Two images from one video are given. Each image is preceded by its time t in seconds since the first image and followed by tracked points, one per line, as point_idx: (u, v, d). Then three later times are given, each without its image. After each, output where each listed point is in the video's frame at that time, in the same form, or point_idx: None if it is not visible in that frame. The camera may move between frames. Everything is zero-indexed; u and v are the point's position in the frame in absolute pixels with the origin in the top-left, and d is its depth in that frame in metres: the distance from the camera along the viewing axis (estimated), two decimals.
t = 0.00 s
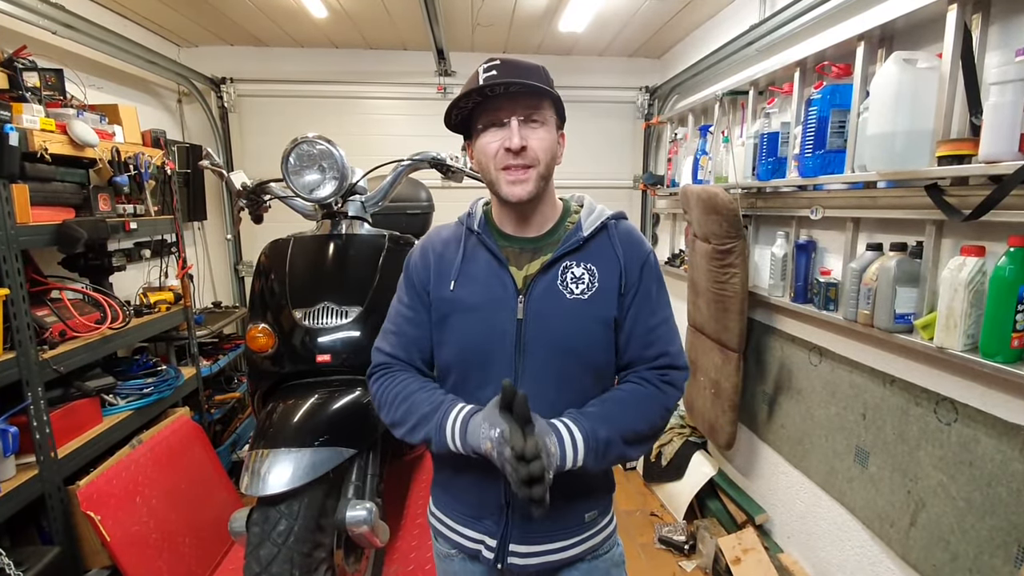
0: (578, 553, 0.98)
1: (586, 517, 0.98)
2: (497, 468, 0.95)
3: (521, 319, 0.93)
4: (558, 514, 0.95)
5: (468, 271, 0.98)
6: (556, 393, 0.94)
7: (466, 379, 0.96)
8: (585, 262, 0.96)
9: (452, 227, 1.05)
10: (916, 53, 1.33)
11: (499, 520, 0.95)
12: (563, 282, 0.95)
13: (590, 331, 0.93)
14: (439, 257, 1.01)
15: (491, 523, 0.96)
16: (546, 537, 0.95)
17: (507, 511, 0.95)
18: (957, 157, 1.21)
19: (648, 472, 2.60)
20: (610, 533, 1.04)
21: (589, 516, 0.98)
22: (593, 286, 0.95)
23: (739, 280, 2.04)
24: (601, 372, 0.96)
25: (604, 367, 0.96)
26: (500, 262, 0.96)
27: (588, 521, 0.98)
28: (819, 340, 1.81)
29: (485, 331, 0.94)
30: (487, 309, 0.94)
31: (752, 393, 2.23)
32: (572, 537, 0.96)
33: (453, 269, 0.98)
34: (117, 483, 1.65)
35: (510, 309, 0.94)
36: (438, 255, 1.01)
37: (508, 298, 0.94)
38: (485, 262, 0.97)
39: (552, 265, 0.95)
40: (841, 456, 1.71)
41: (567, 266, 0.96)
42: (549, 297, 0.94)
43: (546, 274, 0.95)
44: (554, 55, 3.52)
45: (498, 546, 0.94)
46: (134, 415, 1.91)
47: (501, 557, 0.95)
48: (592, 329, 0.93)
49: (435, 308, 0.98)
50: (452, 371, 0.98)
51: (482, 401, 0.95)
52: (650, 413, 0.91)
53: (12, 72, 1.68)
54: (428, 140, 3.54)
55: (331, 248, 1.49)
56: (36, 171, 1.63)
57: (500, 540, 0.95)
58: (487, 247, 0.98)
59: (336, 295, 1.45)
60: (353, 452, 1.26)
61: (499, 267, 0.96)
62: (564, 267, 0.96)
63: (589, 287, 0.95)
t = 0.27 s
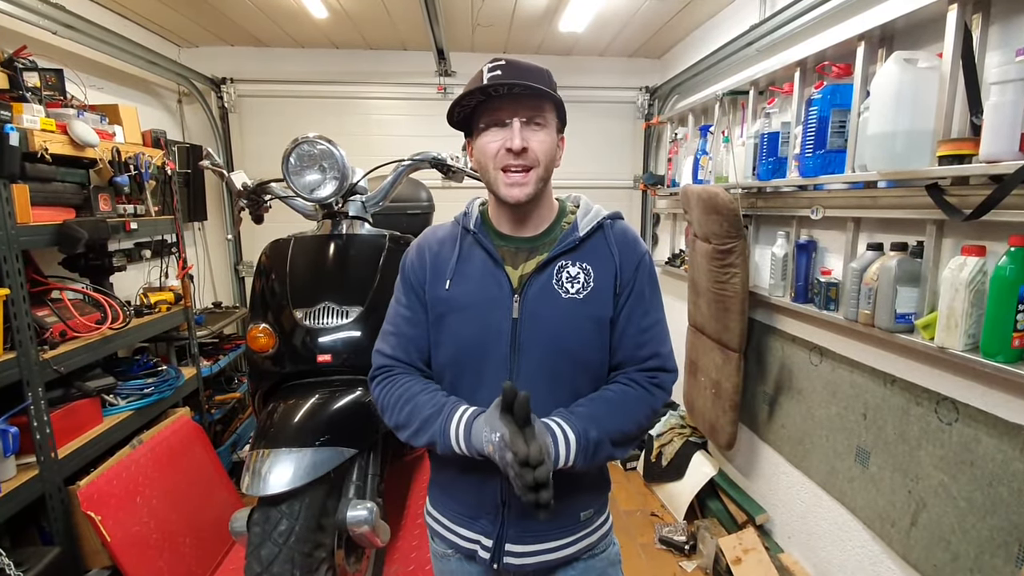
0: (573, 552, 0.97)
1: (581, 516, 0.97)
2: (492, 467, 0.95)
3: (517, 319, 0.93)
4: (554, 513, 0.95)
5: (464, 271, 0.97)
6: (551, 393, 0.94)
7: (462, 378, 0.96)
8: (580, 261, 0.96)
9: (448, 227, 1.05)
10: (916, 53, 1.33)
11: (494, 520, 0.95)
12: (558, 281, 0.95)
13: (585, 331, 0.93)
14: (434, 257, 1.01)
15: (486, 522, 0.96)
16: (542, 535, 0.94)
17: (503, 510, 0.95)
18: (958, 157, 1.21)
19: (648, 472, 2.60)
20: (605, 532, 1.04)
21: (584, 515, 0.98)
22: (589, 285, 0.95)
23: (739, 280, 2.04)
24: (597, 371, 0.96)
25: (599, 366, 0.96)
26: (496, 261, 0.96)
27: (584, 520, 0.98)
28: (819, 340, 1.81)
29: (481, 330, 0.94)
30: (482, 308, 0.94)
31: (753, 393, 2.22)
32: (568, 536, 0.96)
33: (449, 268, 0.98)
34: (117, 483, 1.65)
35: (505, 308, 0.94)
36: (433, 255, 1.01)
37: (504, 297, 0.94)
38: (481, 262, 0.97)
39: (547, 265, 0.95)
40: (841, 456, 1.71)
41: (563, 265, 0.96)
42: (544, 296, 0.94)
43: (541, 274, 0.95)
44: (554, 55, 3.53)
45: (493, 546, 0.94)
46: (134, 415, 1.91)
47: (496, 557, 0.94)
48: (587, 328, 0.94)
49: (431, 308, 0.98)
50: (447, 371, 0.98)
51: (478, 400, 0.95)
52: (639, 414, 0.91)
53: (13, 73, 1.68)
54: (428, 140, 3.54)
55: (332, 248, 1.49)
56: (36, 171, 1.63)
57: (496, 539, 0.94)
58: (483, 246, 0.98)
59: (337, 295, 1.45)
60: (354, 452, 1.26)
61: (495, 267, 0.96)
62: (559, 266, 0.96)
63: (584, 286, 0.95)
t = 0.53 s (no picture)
0: (577, 549, 0.98)
1: (584, 514, 0.98)
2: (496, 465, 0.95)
3: (521, 315, 0.93)
4: (557, 512, 0.95)
5: (465, 269, 0.97)
6: (554, 390, 0.94)
7: (464, 376, 0.96)
8: (581, 259, 0.97)
9: (444, 227, 1.04)
10: (917, 53, 1.33)
11: (499, 520, 0.95)
12: (560, 278, 0.95)
13: (587, 327, 0.94)
14: (433, 256, 1.00)
15: (490, 523, 0.95)
16: (547, 534, 0.95)
17: (507, 509, 0.95)
18: (959, 157, 1.21)
19: (649, 472, 2.60)
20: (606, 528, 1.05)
21: (587, 512, 0.98)
22: (589, 282, 0.96)
23: (740, 280, 2.04)
24: (597, 367, 0.97)
25: (599, 362, 0.97)
26: (497, 258, 0.97)
27: (587, 517, 0.98)
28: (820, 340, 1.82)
29: (484, 326, 0.93)
30: (485, 305, 0.94)
31: (753, 392, 2.22)
32: (572, 534, 0.97)
33: (449, 266, 0.97)
34: (119, 483, 1.65)
35: (509, 305, 0.94)
36: (432, 254, 1.00)
37: (507, 295, 0.94)
38: (482, 259, 0.97)
39: (549, 262, 0.95)
40: (842, 456, 1.71)
41: (564, 262, 0.96)
42: (547, 293, 0.94)
43: (543, 271, 0.95)
44: (555, 55, 3.53)
45: (499, 546, 0.94)
46: (135, 415, 1.91)
47: (503, 557, 0.95)
48: (589, 324, 0.94)
49: (431, 307, 0.97)
50: (448, 370, 0.97)
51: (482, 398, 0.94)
52: (640, 405, 0.93)
53: (14, 72, 1.68)
54: (429, 141, 3.54)
55: (333, 248, 1.49)
56: (37, 170, 1.63)
57: (501, 539, 0.94)
58: (483, 245, 0.98)
59: (337, 295, 1.45)
60: (354, 451, 1.26)
61: (497, 264, 0.96)
62: (561, 264, 0.96)
63: (585, 283, 0.95)
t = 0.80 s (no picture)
0: (579, 548, 0.99)
1: (586, 514, 0.99)
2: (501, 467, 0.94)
3: (526, 316, 0.93)
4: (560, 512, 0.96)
5: (469, 269, 0.97)
6: (559, 391, 0.94)
7: (468, 377, 0.95)
8: (586, 261, 0.97)
9: (446, 228, 1.03)
10: (917, 53, 1.33)
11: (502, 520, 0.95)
12: (565, 279, 0.95)
13: (592, 328, 0.95)
14: (436, 256, 0.99)
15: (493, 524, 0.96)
16: (551, 534, 0.95)
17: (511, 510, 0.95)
18: (959, 156, 1.21)
19: (649, 472, 2.59)
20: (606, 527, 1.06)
21: (589, 512, 0.99)
22: (594, 285, 0.96)
23: (740, 279, 2.04)
24: (599, 369, 0.98)
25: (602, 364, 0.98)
26: (501, 259, 0.97)
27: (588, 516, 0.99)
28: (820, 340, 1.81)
29: (490, 327, 0.93)
30: (491, 306, 0.93)
31: (754, 392, 2.22)
32: (574, 533, 0.98)
33: (453, 267, 0.97)
34: (119, 482, 1.65)
35: (514, 305, 0.93)
36: (435, 254, 0.99)
37: (512, 295, 0.94)
38: (486, 260, 0.97)
39: (554, 264, 0.96)
40: (842, 456, 1.71)
41: (569, 264, 0.96)
42: (552, 295, 0.94)
43: (549, 272, 0.95)
44: (555, 55, 3.52)
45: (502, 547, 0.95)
46: (135, 415, 1.91)
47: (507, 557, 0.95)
48: (594, 325, 0.95)
49: (434, 309, 0.96)
50: (451, 372, 0.96)
51: (486, 400, 0.94)
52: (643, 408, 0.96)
53: (13, 72, 1.68)
54: (429, 140, 3.54)
55: (332, 248, 1.49)
56: (38, 170, 1.63)
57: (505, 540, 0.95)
58: (487, 246, 0.98)
59: (337, 294, 1.45)
60: (354, 451, 1.26)
61: (501, 266, 0.96)
62: (565, 266, 0.96)
63: (590, 286, 0.96)
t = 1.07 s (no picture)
0: (579, 551, 0.99)
1: (586, 516, 0.99)
2: (501, 468, 0.94)
3: (530, 318, 0.93)
4: (560, 514, 0.96)
5: (473, 271, 0.97)
6: (562, 393, 0.94)
7: (471, 378, 0.95)
8: (591, 263, 0.97)
9: (452, 229, 1.04)
10: (917, 53, 1.33)
11: (502, 521, 0.96)
12: (570, 282, 0.95)
13: (596, 330, 0.95)
14: (441, 257, 1.00)
15: (494, 524, 0.96)
16: (550, 536, 0.96)
17: (511, 511, 0.95)
18: (959, 157, 1.21)
19: (649, 473, 2.60)
20: (607, 530, 1.06)
21: (589, 514, 0.99)
22: (599, 287, 0.96)
23: (740, 280, 2.04)
24: (603, 371, 0.98)
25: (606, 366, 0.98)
26: (506, 260, 0.96)
27: (588, 519, 0.99)
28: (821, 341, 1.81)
29: (494, 329, 0.93)
30: (494, 308, 0.94)
31: (754, 392, 2.22)
32: (574, 535, 0.98)
33: (458, 269, 0.97)
34: (120, 482, 1.65)
35: (518, 307, 0.93)
36: (440, 256, 1.00)
37: (515, 297, 0.94)
38: (490, 262, 0.97)
39: (559, 266, 0.96)
40: (842, 456, 1.71)
41: (574, 266, 0.96)
42: (556, 297, 0.94)
43: (554, 274, 0.95)
44: (555, 55, 3.52)
45: (501, 547, 0.95)
46: (136, 415, 1.91)
47: (505, 558, 0.96)
48: (598, 328, 0.95)
49: (439, 309, 0.97)
50: (454, 372, 0.96)
51: (488, 400, 0.94)
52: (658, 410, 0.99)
53: (14, 72, 1.68)
54: (429, 140, 3.55)
55: (333, 248, 1.50)
56: (38, 170, 1.63)
57: (504, 540, 0.95)
58: (491, 247, 0.98)
59: (338, 295, 1.45)
60: (354, 451, 1.26)
61: (505, 267, 0.96)
62: (571, 267, 0.96)
63: (595, 288, 0.96)
